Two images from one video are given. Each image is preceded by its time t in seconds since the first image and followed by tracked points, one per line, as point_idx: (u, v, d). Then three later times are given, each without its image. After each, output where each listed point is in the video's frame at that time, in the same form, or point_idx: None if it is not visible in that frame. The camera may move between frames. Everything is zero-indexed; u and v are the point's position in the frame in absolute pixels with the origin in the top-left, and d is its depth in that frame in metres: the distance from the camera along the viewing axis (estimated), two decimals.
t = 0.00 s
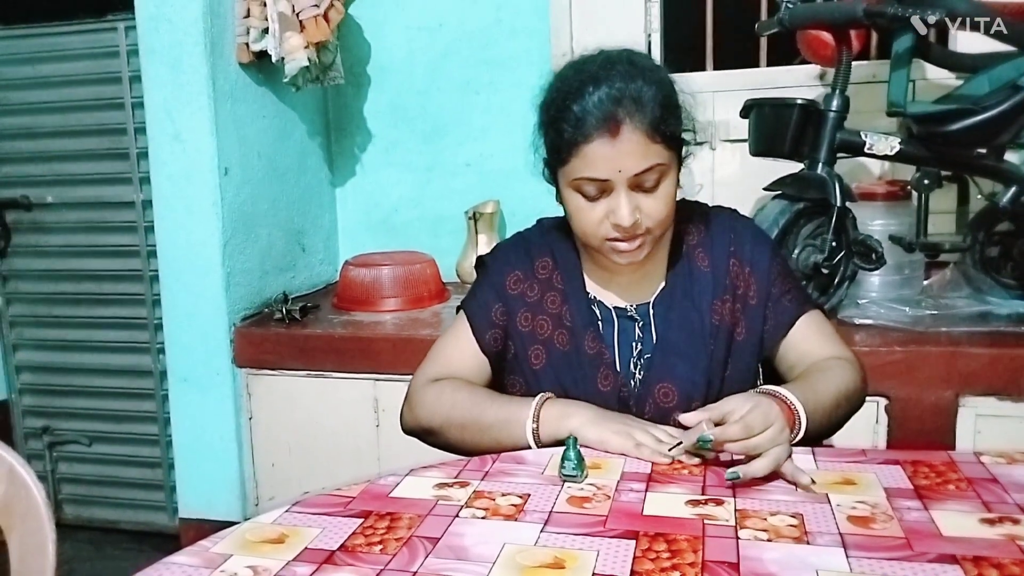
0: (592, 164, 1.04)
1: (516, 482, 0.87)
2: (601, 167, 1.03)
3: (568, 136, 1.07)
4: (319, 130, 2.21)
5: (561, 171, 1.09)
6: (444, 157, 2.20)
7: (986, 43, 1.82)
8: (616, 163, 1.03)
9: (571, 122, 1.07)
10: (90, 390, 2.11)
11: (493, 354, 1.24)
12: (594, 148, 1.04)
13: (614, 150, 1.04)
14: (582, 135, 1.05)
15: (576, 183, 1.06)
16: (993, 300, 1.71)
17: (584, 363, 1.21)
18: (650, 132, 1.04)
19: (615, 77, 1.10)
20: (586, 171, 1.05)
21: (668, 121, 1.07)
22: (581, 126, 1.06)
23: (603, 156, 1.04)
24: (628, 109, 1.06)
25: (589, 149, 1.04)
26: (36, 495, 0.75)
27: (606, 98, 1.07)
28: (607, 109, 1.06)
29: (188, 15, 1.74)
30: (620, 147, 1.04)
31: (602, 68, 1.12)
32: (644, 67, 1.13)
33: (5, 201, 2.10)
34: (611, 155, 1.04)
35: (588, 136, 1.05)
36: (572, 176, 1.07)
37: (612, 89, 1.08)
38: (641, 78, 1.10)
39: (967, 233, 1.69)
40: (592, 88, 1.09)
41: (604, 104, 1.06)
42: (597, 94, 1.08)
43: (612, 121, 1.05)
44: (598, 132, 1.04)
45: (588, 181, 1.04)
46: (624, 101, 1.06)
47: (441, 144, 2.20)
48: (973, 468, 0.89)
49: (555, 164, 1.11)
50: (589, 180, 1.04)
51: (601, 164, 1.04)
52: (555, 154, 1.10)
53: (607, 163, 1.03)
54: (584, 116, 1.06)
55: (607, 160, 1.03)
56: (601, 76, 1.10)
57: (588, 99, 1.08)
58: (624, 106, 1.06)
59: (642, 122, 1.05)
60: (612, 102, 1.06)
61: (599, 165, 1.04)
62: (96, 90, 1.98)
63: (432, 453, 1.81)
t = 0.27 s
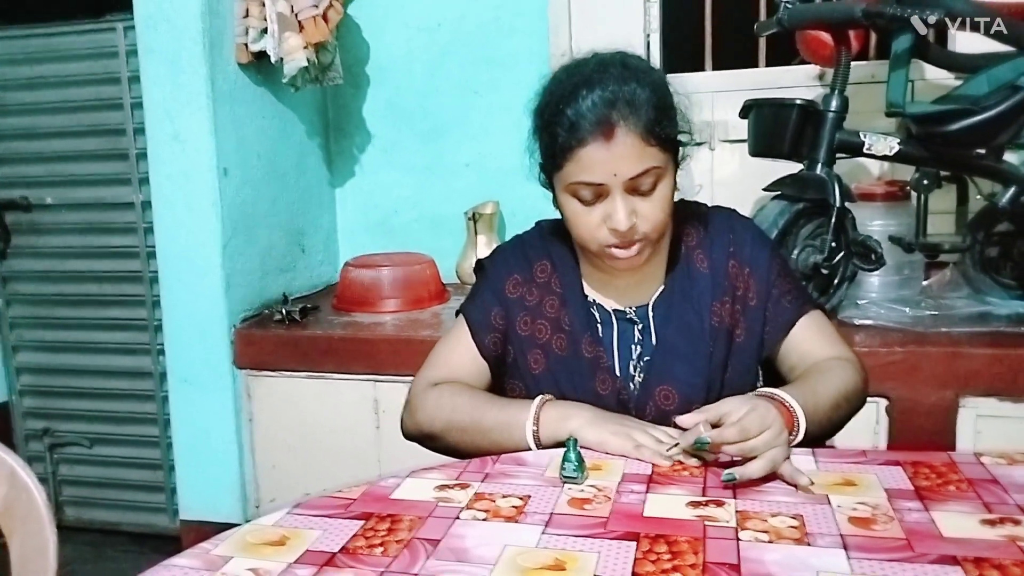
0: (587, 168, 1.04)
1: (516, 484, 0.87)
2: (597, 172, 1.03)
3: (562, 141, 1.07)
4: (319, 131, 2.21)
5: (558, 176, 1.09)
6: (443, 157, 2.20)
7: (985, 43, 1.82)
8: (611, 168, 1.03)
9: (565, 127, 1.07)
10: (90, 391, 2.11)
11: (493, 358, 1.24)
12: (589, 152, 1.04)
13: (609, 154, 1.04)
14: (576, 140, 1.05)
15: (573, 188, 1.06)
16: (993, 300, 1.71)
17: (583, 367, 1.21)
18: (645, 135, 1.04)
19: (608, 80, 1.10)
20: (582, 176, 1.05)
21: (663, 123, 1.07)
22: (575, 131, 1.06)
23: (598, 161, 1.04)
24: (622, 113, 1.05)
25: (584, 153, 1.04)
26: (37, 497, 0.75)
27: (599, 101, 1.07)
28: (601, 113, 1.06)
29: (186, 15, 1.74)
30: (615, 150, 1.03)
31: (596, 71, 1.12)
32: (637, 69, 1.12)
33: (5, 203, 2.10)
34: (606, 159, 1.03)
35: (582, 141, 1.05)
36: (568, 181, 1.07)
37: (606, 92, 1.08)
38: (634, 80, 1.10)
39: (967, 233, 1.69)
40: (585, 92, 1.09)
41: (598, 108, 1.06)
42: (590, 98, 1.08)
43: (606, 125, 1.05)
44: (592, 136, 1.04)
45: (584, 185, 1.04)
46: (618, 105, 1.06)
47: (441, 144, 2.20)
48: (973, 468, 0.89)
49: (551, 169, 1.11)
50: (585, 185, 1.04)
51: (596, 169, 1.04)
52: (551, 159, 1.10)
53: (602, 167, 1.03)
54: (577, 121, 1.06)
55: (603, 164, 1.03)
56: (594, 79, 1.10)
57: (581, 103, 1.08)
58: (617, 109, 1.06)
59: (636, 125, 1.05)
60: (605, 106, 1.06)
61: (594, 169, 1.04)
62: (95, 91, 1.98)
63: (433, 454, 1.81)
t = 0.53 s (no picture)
0: (587, 174, 1.04)
1: (515, 483, 0.87)
2: (597, 178, 1.03)
3: (561, 148, 1.07)
4: (321, 131, 2.21)
5: (559, 183, 1.09)
6: (445, 157, 2.20)
7: (988, 44, 1.82)
8: (611, 173, 1.03)
9: (564, 134, 1.07)
10: (90, 390, 2.11)
11: (493, 358, 1.24)
12: (589, 158, 1.04)
13: (609, 160, 1.03)
14: (575, 147, 1.05)
15: (574, 195, 1.06)
16: (994, 302, 1.71)
17: (582, 368, 1.21)
18: (645, 139, 1.04)
19: (605, 86, 1.10)
20: (582, 183, 1.05)
21: (662, 126, 1.07)
22: (573, 137, 1.06)
23: (598, 167, 1.03)
24: (620, 118, 1.05)
25: (583, 160, 1.04)
26: (36, 494, 0.75)
27: (597, 107, 1.07)
28: (599, 118, 1.05)
29: (189, 15, 1.74)
30: (615, 156, 1.03)
31: (592, 77, 1.12)
32: (634, 73, 1.12)
33: (6, 201, 2.10)
34: (606, 165, 1.03)
35: (581, 147, 1.05)
36: (568, 187, 1.07)
37: (603, 98, 1.08)
38: (632, 85, 1.10)
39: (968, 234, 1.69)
40: (582, 98, 1.09)
41: (596, 114, 1.06)
42: (588, 104, 1.08)
43: (605, 131, 1.04)
44: (591, 142, 1.04)
45: (585, 192, 1.04)
46: (616, 109, 1.06)
47: (443, 144, 2.20)
48: (973, 469, 0.89)
49: (551, 175, 1.11)
50: (586, 191, 1.04)
51: (596, 175, 1.03)
52: (551, 165, 1.10)
53: (602, 173, 1.03)
54: (576, 128, 1.06)
55: (603, 170, 1.03)
56: (591, 85, 1.10)
57: (579, 109, 1.08)
58: (615, 114, 1.06)
59: (635, 130, 1.04)
60: (603, 112, 1.06)
61: (594, 175, 1.04)
62: (97, 90, 1.98)
63: (432, 454, 1.81)
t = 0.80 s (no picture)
0: (584, 161, 1.04)
1: (514, 481, 0.87)
2: (594, 163, 1.04)
3: (556, 138, 1.08)
4: (318, 128, 2.21)
5: (558, 174, 1.10)
6: (443, 155, 2.20)
7: (986, 43, 1.82)
8: (608, 157, 1.03)
9: (558, 123, 1.08)
10: (87, 387, 2.11)
11: (493, 356, 1.24)
12: (584, 145, 1.05)
13: (604, 144, 1.04)
14: (570, 135, 1.06)
15: (573, 184, 1.06)
16: (991, 301, 1.71)
17: (583, 366, 1.21)
18: (637, 121, 1.05)
19: (595, 74, 1.10)
20: (580, 170, 1.05)
21: (656, 109, 1.07)
22: (568, 126, 1.06)
23: (594, 152, 1.04)
24: (612, 103, 1.06)
25: (579, 147, 1.05)
26: (34, 491, 0.75)
27: (590, 94, 1.07)
28: (593, 104, 1.06)
29: (187, 11, 1.73)
30: (609, 140, 1.04)
31: (582, 66, 1.12)
32: (623, 60, 1.13)
33: (3, 197, 2.09)
34: (602, 149, 1.04)
35: (576, 135, 1.05)
36: (567, 178, 1.07)
37: (594, 84, 1.08)
38: (622, 71, 1.11)
39: (966, 233, 1.69)
40: (574, 87, 1.09)
41: (588, 101, 1.07)
42: (579, 91, 1.08)
43: (598, 116, 1.05)
44: (585, 129, 1.05)
45: (583, 179, 1.04)
46: (609, 95, 1.07)
47: (441, 142, 2.19)
48: (971, 468, 0.89)
49: (550, 169, 1.12)
50: (584, 178, 1.04)
51: (592, 160, 1.04)
52: (548, 158, 1.11)
53: (599, 158, 1.04)
54: (569, 115, 1.06)
55: (599, 155, 1.04)
56: (581, 74, 1.11)
57: (572, 98, 1.08)
58: (607, 99, 1.06)
59: (628, 113, 1.05)
60: (595, 98, 1.07)
61: (591, 161, 1.04)
62: (94, 86, 1.98)
63: (430, 452, 1.81)
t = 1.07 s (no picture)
0: (584, 150, 1.05)
1: (524, 479, 0.87)
2: (595, 151, 1.04)
3: (558, 131, 1.08)
4: (326, 128, 2.22)
5: (562, 168, 1.10)
6: (450, 154, 2.20)
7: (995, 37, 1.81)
8: (608, 143, 1.03)
9: (556, 116, 1.08)
10: (98, 388, 2.12)
11: (506, 353, 1.24)
12: (583, 135, 1.05)
13: (602, 131, 1.04)
14: (569, 125, 1.06)
15: (577, 175, 1.06)
16: (1002, 296, 1.70)
17: (595, 360, 1.21)
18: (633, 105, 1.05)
19: (587, 66, 1.11)
20: (582, 160, 1.05)
21: (651, 92, 1.08)
22: (568, 117, 1.06)
23: (593, 140, 1.04)
24: (607, 90, 1.06)
25: (579, 137, 1.05)
26: (46, 492, 0.75)
27: (585, 86, 1.08)
28: (589, 94, 1.06)
29: (194, 14, 1.74)
30: (607, 127, 1.04)
31: (574, 61, 1.13)
32: (614, 51, 1.14)
33: (14, 200, 2.10)
34: (601, 137, 1.04)
35: (576, 125, 1.06)
36: (571, 168, 1.07)
37: (587, 75, 1.09)
38: (613, 60, 1.11)
39: (976, 228, 1.67)
40: (569, 80, 1.09)
41: (584, 91, 1.07)
42: (574, 83, 1.09)
43: (596, 105, 1.06)
44: (583, 118, 1.05)
45: (586, 168, 1.05)
46: (603, 83, 1.07)
47: (448, 141, 2.20)
48: (982, 463, 0.89)
49: (556, 164, 1.12)
50: (587, 167, 1.05)
51: (593, 148, 1.04)
52: (552, 151, 1.11)
53: (599, 146, 1.04)
54: (567, 107, 1.07)
55: (599, 142, 1.04)
56: (574, 67, 1.12)
57: (568, 90, 1.08)
58: (602, 87, 1.07)
59: (623, 98, 1.06)
60: (590, 88, 1.07)
61: (592, 150, 1.04)
62: (102, 89, 1.99)
63: (440, 451, 1.81)
